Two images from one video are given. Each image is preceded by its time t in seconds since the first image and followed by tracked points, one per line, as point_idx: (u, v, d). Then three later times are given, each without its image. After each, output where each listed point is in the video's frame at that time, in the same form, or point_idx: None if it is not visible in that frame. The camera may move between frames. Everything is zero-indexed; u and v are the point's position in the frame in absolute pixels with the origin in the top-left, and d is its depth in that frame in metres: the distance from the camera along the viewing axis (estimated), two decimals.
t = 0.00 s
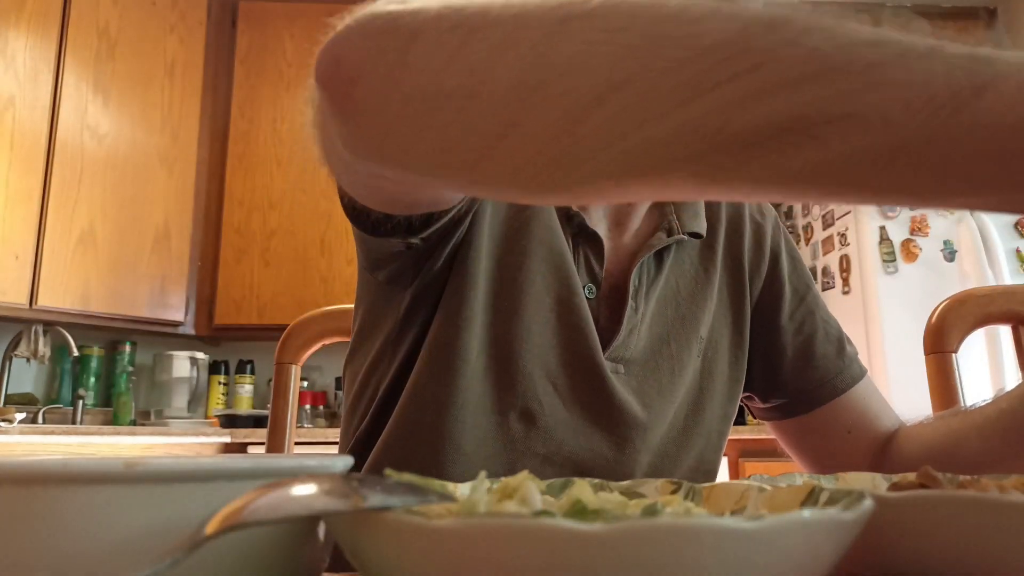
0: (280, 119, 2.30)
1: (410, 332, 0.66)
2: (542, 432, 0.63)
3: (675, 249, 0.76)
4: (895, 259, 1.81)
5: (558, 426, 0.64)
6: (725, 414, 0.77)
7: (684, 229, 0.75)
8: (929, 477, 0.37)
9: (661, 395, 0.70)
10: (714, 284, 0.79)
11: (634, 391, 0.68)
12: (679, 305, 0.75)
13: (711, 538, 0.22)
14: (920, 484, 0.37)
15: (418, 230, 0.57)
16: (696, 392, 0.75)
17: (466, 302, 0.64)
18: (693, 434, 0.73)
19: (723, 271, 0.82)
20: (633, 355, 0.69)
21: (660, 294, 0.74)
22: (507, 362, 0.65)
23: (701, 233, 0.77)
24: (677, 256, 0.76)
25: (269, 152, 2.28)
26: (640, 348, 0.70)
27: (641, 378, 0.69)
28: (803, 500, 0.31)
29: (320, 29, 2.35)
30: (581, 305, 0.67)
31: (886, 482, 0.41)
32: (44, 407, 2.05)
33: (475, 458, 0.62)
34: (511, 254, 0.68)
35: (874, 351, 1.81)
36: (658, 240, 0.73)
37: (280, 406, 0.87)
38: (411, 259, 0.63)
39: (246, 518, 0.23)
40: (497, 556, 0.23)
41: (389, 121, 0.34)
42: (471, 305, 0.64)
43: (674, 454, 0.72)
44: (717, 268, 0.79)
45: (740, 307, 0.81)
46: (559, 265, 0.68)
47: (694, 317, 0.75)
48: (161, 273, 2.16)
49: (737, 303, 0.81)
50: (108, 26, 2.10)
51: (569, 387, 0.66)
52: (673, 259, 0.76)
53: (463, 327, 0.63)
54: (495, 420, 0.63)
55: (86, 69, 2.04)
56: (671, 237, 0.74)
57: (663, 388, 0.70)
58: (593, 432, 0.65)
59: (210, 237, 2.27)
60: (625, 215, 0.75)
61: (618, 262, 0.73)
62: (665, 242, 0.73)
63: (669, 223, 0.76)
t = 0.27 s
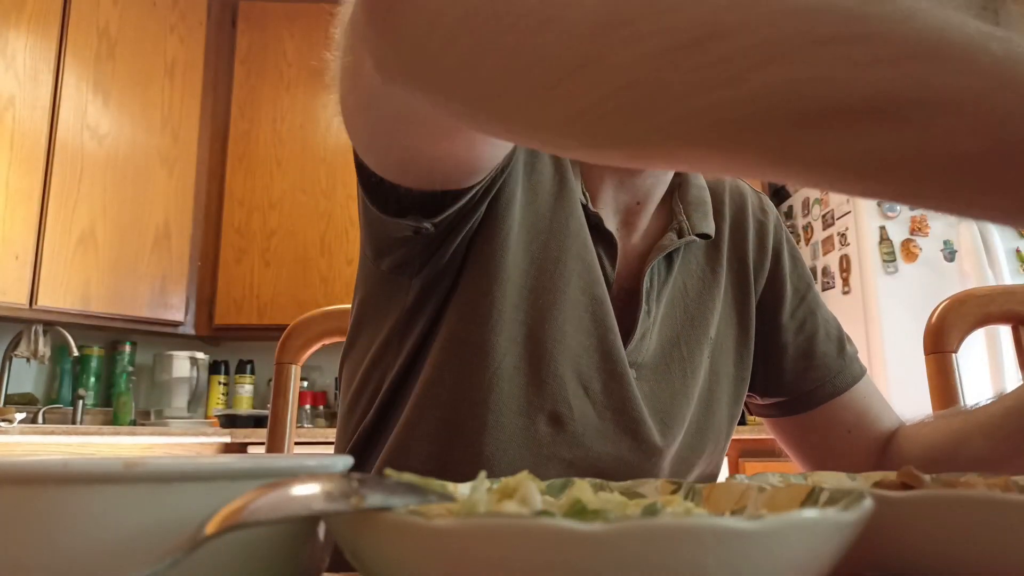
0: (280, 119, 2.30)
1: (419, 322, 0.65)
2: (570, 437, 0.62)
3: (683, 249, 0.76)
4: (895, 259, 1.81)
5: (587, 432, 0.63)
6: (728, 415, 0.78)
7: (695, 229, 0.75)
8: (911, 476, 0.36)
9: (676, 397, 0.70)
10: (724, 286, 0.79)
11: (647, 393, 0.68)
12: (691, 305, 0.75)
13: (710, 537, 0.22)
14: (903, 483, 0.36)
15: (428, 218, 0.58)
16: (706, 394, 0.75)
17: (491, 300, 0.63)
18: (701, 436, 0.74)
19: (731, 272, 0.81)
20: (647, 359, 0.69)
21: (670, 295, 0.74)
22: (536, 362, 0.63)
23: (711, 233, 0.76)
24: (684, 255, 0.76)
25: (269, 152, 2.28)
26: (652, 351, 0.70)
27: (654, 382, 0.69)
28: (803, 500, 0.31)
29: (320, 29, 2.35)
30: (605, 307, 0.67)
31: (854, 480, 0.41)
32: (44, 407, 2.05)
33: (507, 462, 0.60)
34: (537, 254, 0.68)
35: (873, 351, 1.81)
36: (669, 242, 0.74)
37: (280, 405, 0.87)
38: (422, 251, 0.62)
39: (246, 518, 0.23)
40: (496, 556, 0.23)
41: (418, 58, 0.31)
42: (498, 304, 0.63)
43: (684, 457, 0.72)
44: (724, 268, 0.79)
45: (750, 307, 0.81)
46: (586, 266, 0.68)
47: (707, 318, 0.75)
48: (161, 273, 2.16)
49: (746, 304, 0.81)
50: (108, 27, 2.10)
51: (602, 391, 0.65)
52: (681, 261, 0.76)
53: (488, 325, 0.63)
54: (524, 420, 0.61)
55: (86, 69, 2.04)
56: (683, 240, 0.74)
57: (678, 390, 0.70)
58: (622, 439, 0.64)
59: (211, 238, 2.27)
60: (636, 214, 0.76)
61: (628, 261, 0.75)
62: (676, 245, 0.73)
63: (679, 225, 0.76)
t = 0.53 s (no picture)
0: (280, 120, 2.30)
1: (420, 326, 0.65)
2: (576, 443, 0.61)
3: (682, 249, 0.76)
4: (895, 259, 1.81)
5: (594, 438, 0.61)
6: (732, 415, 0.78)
7: (693, 228, 0.76)
8: (909, 476, 0.36)
9: (680, 398, 0.69)
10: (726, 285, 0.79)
11: (649, 395, 0.68)
12: (693, 305, 0.75)
13: (710, 537, 0.22)
14: (900, 483, 0.36)
15: (428, 229, 0.59)
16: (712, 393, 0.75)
17: (490, 306, 0.63)
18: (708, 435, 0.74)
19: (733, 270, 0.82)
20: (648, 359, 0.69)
21: (671, 295, 0.74)
22: (539, 368, 0.63)
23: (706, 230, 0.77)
24: (684, 254, 0.77)
25: (269, 152, 2.29)
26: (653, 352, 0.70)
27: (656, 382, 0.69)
28: (803, 500, 0.31)
29: (320, 29, 2.35)
30: (605, 307, 0.66)
31: (853, 480, 0.41)
32: (44, 407, 2.05)
33: (510, 469, 0.60)
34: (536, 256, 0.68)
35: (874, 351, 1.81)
36: (668, 241, 0.74)
37: (281, 405, 0.87)
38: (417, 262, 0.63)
39: (245, 519, 0.23)
40: (497, 557, 0.23)
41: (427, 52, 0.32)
42: (497, 307, 0.63)
43: (689, 456, 0.72)
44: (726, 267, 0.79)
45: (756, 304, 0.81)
46: (586, 267, 0.68)
47: (709, 317, 0.75)
48: (161, 273, 2.16)
49: (752, 302, 0.81)
50: (108, 27, 2.10)
51: (608, 394, 0.63)
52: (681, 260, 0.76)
53: (487, 332, 0.63)
54: (526, 428, 0.61)
55: (86, 69, 2.04)
56: (681, 239, 0.74)
57: (681, 390, 0.70)
58: (630, 444, 0.62)
59: (210, 238, 2.27)
60: (636, 215, 0.76)
61: (629, 261, 0.75)
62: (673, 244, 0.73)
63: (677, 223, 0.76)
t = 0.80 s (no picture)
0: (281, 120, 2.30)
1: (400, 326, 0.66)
2: (560, 434, 0.62)
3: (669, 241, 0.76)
4: (895, 259, 1.81)
5: (579, 428, 0.62)
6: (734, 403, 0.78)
7: (679, 220, 0.76)
8: (909, 476, 0.36)
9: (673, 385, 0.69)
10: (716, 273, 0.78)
11: (642, 383, 0.68)
12: (682, 295, 0.75)
13: (711, 538, 0.22)
14: (900, 483, 0.36)
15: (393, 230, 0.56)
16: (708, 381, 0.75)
17: (469, 303, 0.63)
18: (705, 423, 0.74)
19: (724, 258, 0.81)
20: (637, 350, 0.69)
21: (661, 285, 0.74)
22: (521, 362, 0.63)
23: (695, 222, 0.77)
24: (672, 246, 0.77)
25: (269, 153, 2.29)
26: (643, 343, 0.70)
27: (645, 373, 0.69)
28: (803, 500, 0.31)
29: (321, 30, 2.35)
30: (585, 299, 0.66)
31: (853, 480, 0.41)
32: (44, 407, 2.05)
33: (499, 464, 0.61)
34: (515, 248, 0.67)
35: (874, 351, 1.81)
36: (653, 233, 0.74)
37: (281, 405, 0.87)
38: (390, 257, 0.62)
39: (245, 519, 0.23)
40: (498, 557, 0.23)
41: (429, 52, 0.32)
42: (477, 304, 0.63)
43: (682, 444, 0.72)
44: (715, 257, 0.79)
45: (752, 290, 0.81)
46: (559, 257, 0.67)
47: (699, 307, 0.75)
48: (161, 273, 2.16)
49: (747, 290, 0.81)
50: (109, 27, 2.10)
51: (591, 384, 0.63)
52: (670, 252, 0.76)
53: (469, 328, 0.63)
54: (512, 422, 0.61)
55: (86, 69, 2.04)
56: (667, 230, 0.75)
57: (675, 377, 0.70)
58: (615, 433, 0.63)
59: (210, 238, 2.27)
60: (624, 210, 0.77)
61: (617, 253, 0.75)
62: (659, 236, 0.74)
63: (663, 216, 0.76)
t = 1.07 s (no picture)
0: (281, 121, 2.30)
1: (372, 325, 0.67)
2: (535, 429, 0.63)
3: (649, 236, 0.76)
4: (895, 259, 1.81)
5: (554, 423, 0.63)
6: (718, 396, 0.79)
7: (657, 216, 0.76)
8: (909, 476, 0.36)
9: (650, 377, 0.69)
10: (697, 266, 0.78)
11: (621, 377, 0.69)
12: (662, 290, 0.75)
13: (711, 538, 0.22)
14: (899, 483, 0.36)
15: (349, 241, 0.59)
16: (692, 374, 0.76)
17: (439, 301, 0.64)
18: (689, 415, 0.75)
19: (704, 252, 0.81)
20: (613, 344, 0.69)
21: (641, 280, 0.74)
22: (493, 359, 0.64)
23: (672, 218, 0.77)
24: (653, 241, 0.77)
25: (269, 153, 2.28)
26: (620, 336, 0.70)
27: (622, 367, 0.69)
28: (803, 500, 0.31)
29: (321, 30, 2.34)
30: (554, 294, 0.67)
31: (852, 480, 0.41)
32: (43, 407, 2.05)
33: (474, 460, 0.61)
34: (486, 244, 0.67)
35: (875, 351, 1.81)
36: (631, 228, 0.74)
37: (280, 404, 0.87)
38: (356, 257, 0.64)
39: (245, 519, 0.23)
40: (497, 556, 0.23)
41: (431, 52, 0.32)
42: (446, 302, 0.64)
43: (663, 438, 0.73)
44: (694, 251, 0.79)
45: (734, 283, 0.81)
46: (526, 253, 0.68)
47: (679, 301, 0.75)
48: (161, 273, 2.16)
49: (728, 284, 0.81)
50: (109, 26, 2.10)
51: (562, 378, 0.64)
52: (649, 246, 0.76)
53: (438, 326, 0.64)
54: (486, 419, 0.62)
55: (86, 70, 2.04)
56: (644, 225, 0.75)
57: (653, 370, 0.70)
58: (590, 426, 0.64)
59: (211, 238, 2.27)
60: (604, 208, 0.76)
61: (598, 251, 0.74)
62: (636, 231, 0.74)
63: (642, 212, 0.76)
